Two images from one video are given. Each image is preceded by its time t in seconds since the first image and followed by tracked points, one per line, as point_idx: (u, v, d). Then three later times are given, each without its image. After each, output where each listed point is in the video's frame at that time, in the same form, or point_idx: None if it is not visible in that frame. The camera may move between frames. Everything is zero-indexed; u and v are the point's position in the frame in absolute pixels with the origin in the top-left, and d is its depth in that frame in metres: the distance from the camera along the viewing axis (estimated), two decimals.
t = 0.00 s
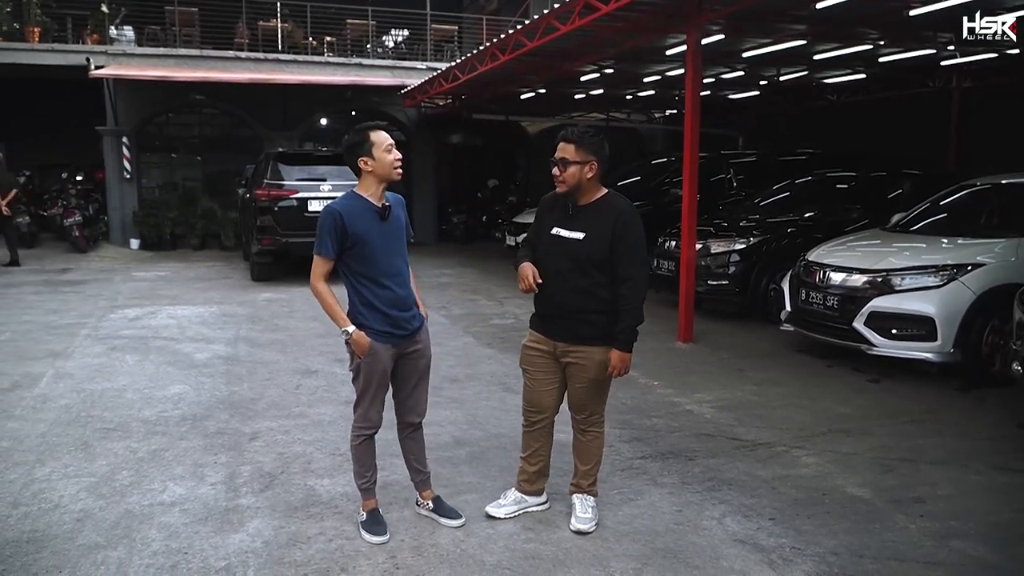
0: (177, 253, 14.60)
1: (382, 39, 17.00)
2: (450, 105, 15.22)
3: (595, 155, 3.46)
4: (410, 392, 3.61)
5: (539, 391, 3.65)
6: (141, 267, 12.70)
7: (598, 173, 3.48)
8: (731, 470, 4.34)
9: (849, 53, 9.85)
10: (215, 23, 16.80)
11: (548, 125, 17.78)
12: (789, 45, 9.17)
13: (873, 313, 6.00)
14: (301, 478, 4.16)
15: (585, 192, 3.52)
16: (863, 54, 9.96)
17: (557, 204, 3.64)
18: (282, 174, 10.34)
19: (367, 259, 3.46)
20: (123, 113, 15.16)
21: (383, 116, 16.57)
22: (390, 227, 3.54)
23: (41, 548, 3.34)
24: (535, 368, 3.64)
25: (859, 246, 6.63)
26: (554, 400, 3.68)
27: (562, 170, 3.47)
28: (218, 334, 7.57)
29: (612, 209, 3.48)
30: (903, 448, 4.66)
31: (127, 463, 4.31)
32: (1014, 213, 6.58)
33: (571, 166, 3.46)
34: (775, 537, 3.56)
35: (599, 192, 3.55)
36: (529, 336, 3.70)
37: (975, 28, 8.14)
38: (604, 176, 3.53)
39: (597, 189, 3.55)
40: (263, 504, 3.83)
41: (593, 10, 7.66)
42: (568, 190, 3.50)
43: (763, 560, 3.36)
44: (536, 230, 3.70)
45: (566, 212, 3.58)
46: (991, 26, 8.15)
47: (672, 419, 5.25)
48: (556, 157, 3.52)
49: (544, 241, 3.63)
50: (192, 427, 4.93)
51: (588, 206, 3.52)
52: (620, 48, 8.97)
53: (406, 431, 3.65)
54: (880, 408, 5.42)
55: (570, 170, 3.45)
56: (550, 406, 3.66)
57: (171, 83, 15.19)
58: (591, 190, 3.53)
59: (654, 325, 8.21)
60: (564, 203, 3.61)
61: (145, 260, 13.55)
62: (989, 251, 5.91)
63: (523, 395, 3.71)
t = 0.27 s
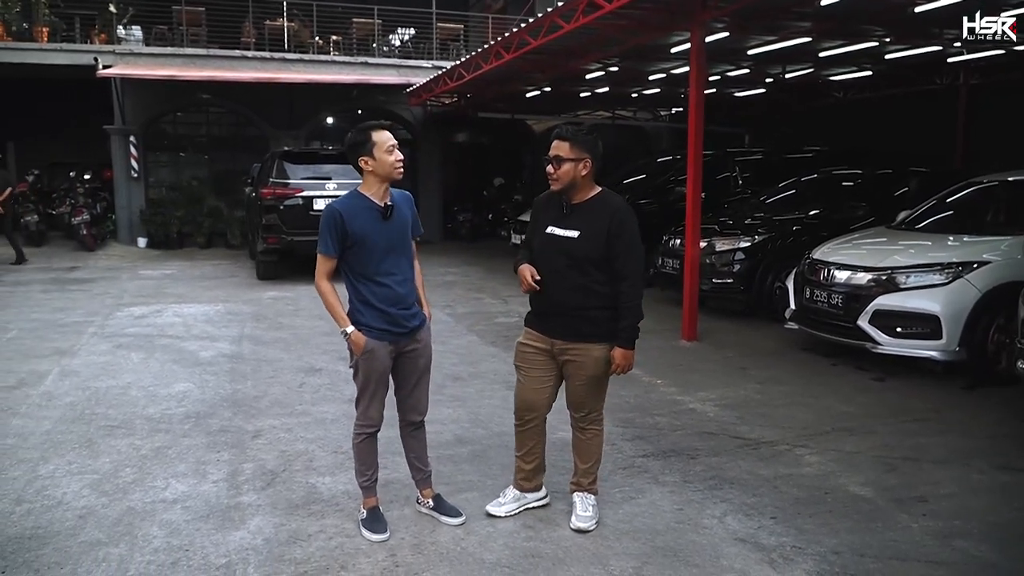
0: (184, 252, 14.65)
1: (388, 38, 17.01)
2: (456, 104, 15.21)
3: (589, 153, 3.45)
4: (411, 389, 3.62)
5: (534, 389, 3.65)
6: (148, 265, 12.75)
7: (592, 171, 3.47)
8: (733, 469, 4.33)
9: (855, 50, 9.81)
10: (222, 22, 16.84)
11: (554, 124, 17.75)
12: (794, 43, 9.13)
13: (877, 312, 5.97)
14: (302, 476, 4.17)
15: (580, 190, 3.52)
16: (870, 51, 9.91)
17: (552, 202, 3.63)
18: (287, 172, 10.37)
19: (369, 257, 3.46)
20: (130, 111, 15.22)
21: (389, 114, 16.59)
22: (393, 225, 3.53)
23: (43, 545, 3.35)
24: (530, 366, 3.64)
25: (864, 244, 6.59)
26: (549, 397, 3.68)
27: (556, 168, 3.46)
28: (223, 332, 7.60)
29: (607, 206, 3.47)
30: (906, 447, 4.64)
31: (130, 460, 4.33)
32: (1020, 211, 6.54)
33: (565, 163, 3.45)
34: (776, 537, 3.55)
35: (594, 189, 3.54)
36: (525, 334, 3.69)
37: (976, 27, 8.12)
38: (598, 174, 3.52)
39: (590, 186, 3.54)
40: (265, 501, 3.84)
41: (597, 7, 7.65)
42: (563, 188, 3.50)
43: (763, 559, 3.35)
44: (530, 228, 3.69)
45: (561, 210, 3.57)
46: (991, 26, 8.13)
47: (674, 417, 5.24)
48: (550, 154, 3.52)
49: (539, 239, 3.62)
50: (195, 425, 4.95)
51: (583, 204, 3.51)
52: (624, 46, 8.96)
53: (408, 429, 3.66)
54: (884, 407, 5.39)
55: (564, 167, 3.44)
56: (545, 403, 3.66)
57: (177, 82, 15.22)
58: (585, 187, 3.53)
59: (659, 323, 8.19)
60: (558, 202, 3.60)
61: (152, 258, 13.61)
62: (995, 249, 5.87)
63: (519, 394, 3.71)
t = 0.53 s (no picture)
0: (192, 249, 14.71)
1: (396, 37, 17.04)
2: (463, 103, 15.21)
3: (583, 151, 3.48)
4: (412, 387, 3.63)
5: (526, 388, 3.65)
6: (156, 262, 12.80)
7: (586, 170, 3.50)
8: (733, 469, 4.33)
9: (863, 51, 9.77)
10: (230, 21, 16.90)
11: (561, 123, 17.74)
12: (802, 43, 9.10)
13: (881, 313, 5.95)
14: (303, 473, 4.18)
15: (571, 188, 3.53)
16: (878, 52, 9.87)
17: (541, 201, 3.64)
18: (294, 171, 10.40)
19: (371, 254, 3.47)
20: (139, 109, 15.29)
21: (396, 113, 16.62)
22: (397, 223, 3.53)
23: (43, 539, 3.38)
24: (520, 364, 3.64)
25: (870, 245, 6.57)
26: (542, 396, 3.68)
27: (552, 165, 3.46)
28: (228, 330, 7.62)
29: (597, 206, 3.49)
30: (909, 449, 4.62)
31: (132, 456, 4.35)
32: None
33: (562, 160, 3.45)
34: (775, 537, 3.54)
35: (584, 189, 3.57)
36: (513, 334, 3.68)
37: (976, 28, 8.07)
38: (590, 174, 3.54)
39: (581, 186, 3.55)
40: (265, 498, 3.85)
41: (602, 7, 7.64)
42: (556, 186, 3.50)
43: (761, 559, 3.35)
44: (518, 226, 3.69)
45: (550, 209, 3.58)
46: (990, 26, 8.03)
47: (676, 417, 5.23)
48: (545, 151, 3.51)
49: (528, 237, 3.62)
50: (198, 422, 4.97)
51: (573, 204, 3.52)
52: (631, 45, 8.95)
53: (409, 427, 3.66)
54: (887, 409, 5.37)
55: (561, 164, 3.45)
56: (539, 401, 3.67)
57: (185, 79, 15.26)
58: (576, 186, 3.54)
59: (664, 324, 8.18)
60: (548, 200, 3.61)
61: (160, 255, 13.66)
62: (1001, 252, 5.84)
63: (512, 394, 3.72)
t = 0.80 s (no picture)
0: (201, 249, 14.79)
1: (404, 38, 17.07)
2: (471, 104, 15.23)
3: (574, 149, 3.51)
4: (415, 387, 3.64)
5: (517, 389, 3.67)
6: (165, 262, 12.87)
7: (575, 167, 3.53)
8: (737, 470, 4.32)
9: (871, 50, 9.73)
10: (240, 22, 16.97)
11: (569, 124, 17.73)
12: (809, 43, 9.07)
13: (888, 314, 5.93)
14: (307, 472, 4.20)
15: (557, 187, 3.55)
16: (886, 51, 9.83)
17: (525, 199, 3.65)
18: (301, 171, 10.43)
19: (375, 253, 3.48)
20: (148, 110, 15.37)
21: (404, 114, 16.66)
22: (401, 223, 3.54)
23: (48, 537, 3.40)
24: (511, 365, 3.65)
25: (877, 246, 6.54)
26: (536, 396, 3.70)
27: (548, 159, 3.46)
28: (235, 329, 7.66)
29: (582, 203, 3.52)
30: (914, 451, 4.61)
31: (138, 455, 4.38)
32: None
33: (557, 156, 3.47)
34: (777, 538, 3.54)
35: (569, 188, 3.59)
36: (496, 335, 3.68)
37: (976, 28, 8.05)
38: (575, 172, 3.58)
39: (565, 185, 3.58)
40: (268, 497, 3.87)
41: (608, 7, 7.64)
42: (548, 182, 3.52)
43: (763, 560, 3.34)
44: (501, 223, 3.70)
45: (535, 206, 3.59)
46: (990, 26, 7.98)
47: (680, 418, 5.22)
48: (535, 147, 3.52)
49: (512, 235, 3.63)
50: (204, 421, 5.00)
51: (558, 201, 3.54)
52: (637, 45, 8.94)
53: (412, 427, 3.67)
54: (892, 410, 5.35)
55: (557, 160, 3.47)
56: (533, 402, 3.69)
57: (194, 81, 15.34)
58: (562, 184, 3.57)
59: (670, 324, 8.17)
60: (533, 198, 3.62)
61: (169, 256, 13.74)
62: (1009, 252, 5.81)
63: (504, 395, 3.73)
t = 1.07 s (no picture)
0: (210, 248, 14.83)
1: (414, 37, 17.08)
2: (480, 104, 15.21)
3: (563, 151, 3.54)
4: (420, 388, 3.63)
5: (517, 390, 3.68)
6: (174, 261, 12.91)
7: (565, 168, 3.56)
8: (743, 472, 4.29)
9: (881, 51, 9.67)
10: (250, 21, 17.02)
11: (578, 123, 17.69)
12: (820, 43, 9.03)
13: (897, 316, 5.89)
14: (312, 471, 4.20)
15: (550, 189, 3.58)
16: (897, 52, 9.77)
17: (516, 202, 3.66)
18: (310, 170, 10.45)
19: (382, 253, 3.48)
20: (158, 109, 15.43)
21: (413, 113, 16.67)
22: (409, 222, 3.53)
23: (54, 535, 3.41)
24: (510, 366, 3.65)
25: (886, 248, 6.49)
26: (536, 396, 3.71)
27: (540, 163, 3.49)
28: (243, 328, 7.67)
29: (576, 204, 3.56)
30: (922, 454, 4.57)
31: (145, 453, 4.39)
32: None
33: (548, 159, 3.50)
34: (783, 542, 3.52)
35: (559, 189, 3.63)
36: (494, 336, 3.67)
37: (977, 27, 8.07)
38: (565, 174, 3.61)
39: (556, 187, 3.61)
40: (274, 496, 3.88)
41: (617, 7, 7.62)
42: (540, 184, 3.53)
43: (769, 563, 3.32)
44: (493, 227, 3.69)
45: (529, 209, 3.60)
46: (990, 26, 8.00)
47: (686, 419, 5.20)
48: (525, 150, 3.52)
49: (507, 238, 3.62)
50: (211, 419, 5.01)
51: (552, 203, 3.57)
52: (646, 45, 8.91)
53: (417, 427, 3.66)
54: (901, 413, 5.32)
55: (548, 163, 3.49)
56: (533, 401, 3.70)
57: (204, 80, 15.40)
58: (553, 187, 3.59)
59: (677, 325, 8.14)
60: (524, 201, 3.63)
61: (178, 254, 13.79)
62: (1020, 255, 5.76)
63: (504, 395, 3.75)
